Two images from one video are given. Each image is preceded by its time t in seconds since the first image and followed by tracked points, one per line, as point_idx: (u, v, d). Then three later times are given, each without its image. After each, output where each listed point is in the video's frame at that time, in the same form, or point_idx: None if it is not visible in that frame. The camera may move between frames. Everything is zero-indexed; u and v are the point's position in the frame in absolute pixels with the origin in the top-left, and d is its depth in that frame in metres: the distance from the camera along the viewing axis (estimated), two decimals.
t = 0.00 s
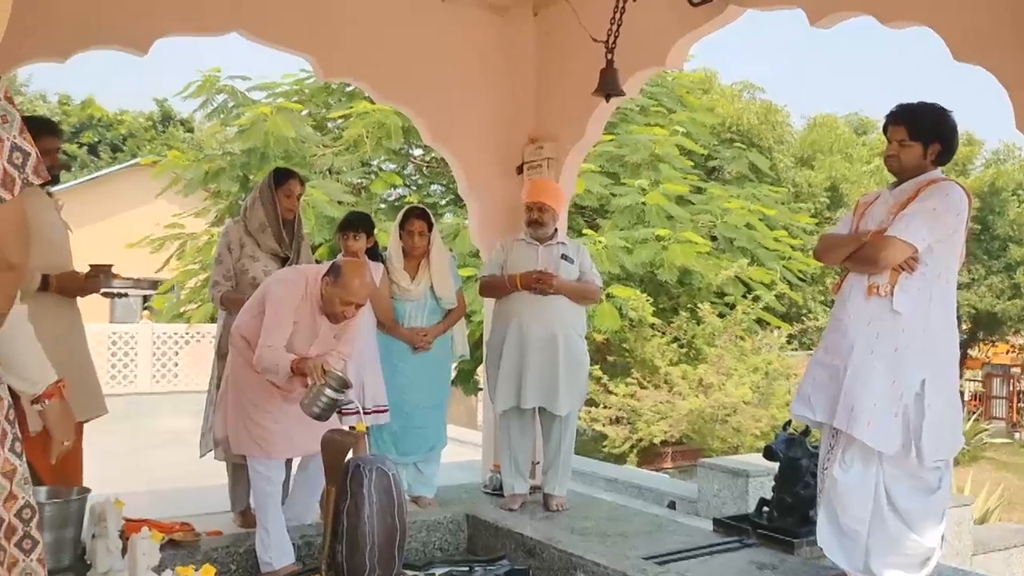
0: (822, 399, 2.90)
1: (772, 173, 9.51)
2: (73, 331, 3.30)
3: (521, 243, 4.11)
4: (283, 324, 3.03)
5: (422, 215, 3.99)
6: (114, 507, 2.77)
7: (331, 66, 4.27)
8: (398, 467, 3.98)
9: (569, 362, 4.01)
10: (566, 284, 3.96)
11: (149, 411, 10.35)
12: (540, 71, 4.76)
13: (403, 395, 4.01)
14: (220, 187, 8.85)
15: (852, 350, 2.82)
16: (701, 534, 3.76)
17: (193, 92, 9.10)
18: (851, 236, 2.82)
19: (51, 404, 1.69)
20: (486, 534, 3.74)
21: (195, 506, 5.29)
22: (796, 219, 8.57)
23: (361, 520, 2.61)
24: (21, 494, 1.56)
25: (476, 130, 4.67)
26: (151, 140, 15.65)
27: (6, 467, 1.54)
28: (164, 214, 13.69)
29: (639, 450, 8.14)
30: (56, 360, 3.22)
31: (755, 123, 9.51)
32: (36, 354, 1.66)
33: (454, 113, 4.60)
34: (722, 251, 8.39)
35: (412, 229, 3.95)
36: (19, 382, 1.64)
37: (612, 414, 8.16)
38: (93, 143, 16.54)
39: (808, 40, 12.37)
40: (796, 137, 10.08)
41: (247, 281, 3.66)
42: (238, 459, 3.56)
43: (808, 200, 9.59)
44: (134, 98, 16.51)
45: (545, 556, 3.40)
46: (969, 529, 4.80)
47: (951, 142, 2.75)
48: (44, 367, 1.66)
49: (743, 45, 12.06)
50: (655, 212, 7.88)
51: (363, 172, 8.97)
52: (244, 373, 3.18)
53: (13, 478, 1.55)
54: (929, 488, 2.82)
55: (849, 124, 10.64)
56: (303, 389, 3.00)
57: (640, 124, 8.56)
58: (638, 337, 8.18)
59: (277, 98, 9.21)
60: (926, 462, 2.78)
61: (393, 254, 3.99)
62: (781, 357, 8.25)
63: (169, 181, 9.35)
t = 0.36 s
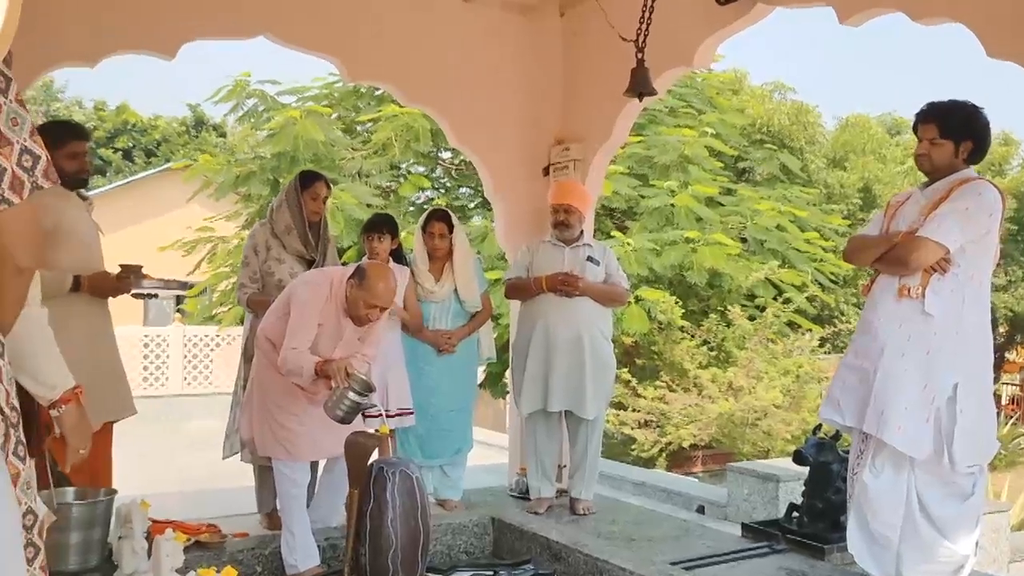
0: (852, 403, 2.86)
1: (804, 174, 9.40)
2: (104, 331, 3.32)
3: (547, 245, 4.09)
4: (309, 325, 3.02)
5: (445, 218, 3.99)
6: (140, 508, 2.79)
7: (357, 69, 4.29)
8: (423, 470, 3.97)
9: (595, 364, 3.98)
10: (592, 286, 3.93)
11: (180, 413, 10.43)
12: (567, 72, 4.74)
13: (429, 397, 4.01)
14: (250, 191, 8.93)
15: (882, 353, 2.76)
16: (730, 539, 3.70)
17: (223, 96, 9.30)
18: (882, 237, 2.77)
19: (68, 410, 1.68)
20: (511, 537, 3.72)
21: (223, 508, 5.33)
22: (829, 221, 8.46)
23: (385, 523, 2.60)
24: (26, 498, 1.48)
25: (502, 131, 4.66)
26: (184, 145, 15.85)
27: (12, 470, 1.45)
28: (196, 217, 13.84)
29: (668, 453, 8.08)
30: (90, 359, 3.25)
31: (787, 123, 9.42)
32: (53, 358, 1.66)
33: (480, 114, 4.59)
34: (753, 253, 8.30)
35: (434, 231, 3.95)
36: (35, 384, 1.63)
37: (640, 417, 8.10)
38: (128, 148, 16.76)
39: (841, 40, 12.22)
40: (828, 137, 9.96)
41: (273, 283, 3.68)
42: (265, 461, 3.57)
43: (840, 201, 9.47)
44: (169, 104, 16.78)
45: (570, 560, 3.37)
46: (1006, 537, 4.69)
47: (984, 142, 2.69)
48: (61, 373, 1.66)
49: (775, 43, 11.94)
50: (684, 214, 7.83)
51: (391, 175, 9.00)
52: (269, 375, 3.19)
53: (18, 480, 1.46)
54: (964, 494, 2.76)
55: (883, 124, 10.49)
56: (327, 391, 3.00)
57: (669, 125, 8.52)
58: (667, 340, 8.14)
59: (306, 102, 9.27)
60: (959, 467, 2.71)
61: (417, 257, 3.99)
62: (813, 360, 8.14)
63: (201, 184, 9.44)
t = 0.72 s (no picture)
0: (867, 404, 2.80)
1: (822, 172, 9.31)
2: (113, 324, 3.30)
3: (560, 241, 4.06)
4: (317, 321, 3.00)
5: (455, 213, 3.96)
6: (146, 503, 2.77)
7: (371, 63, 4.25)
8: (433, 467, 3.94)
9: (608, 362, 3.94)
10: (604, 283, 3.89)
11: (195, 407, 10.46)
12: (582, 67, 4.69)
13: (440, 394, 3.98)
14: (266, 186, 8.95)
15: (899, 353, 2.71)
16: (743, 540, 3.65)
17: (240, 91, 9.21)
18: (900, 235, 2.71)
19: (68, 404, 1.68)
20: (521, 536, 3.68)
21: (235, 502, 5.33)
22: (847, 219, 8.37)
23: (392, 519, 2.57)
24: (20, 491, 1.48)
25: (515, 127, 4.62)
26: (202, 140, 15.92)
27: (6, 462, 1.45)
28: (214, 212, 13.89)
29: (682, 452, 8.02)
30: (99, 352, 3.23)
31: (806, 120, 9.33)
32: (52, 349, 1.64)
33: (494, 109, 4.56)
34: (770, 251, 8.23)
35: (444, 226, 3.93)
36: (33, 377, 1.62)
37: (655, 416, 8.05)
38: (147, 143, 16.85)
39: (863, 36, 12.09)
40: (848, 135, 9.86)
41: (284, 278, 3.66)
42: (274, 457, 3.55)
43: (860, 199, 9.37)
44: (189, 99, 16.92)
45: (580, 559, 3.33)
46: None
47: (1004, 138, 2.64)
48: (61, 366, 1.66)
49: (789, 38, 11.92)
50: (700, 210, 7.77)
51: (407, 171, 8.99)
52: (278, 370, 3.17)
53: (13, 473, 1.46)
54: (981, 497, 2.71)
55: (903, 122, 10.37)
56: (336, 387, 2.97)
57: (686, 121, 8.47)
58: (682, 338, 8.08)
59: (323, 97, 9.26)
60: (978, 470, 2.66)
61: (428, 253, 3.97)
62: (830, 359, 8.05)
63: (217, 179, 9.48)
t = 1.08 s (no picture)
0: (907, 403, 2.73)
1: (861, 168, 9.15)
2: (145, 320, 3.28)
3: (590, 237, 4.01)
4: (344, 314, 2.98)
5: (486, 208, 3.92)
6: (173, 496, 2.76)
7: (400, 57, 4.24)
8: (462, 464, 3.91)
9: (639, 359, 3.88)
10: (635, 278, 3.84)
11: (230, 402, 10.53)
12: (615, 60, 4.62)
13: (469, 390, 3.95)
14: (299, 183, 9.01)
15: (939, 350, 2.63)
16: (777, 542, 3.57)
17: (274, 89, 9.32)
18: (940, 230, 2.65)
19: (88, 397, 1.61)
20: (550, 534, 3.62)
21: (266, 497, 5.34)
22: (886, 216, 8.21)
23: (417, 516, 2.54)
24: (37, 488, 1.45)
25: (546, 121, 4.57)
26: (239, 138, 16.06)
27: (21, 458, 1.43)
28: (249, 209, 14.00)
29: (716, 451, 7.92)
30: (131, 347, 3.21)
31: (844, 115, 9.18)
32: (74, 342, 1.59)
33: (524, 104, 4.52)
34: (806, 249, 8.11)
35: (476, 221, 3.89)
36: (53, 368, 1.56)
37: (688, 415, 7.96)
38: (185, 141, 17.03)
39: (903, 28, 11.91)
40: (888, 130, 9.68)
41: (312, 273, 3.64)
42: (302, 452, 3.53)
43: (899, 195, 9.20)
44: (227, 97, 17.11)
45: (610, 559, 3.28)
46: None
47: None
48: (83, 359, 1.60)
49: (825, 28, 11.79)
50: (735, 206, 7.68)
51: (439, 168, 8.98)
52: (305, 365, 3.16)
53: (29, 469, 1.44)
54: None
55: (945, 117, 10.15)
56: (362, 381, 2.95)
57: (721, 117, 8.37)
58: (716, 336, 7.98)
59: (356, 94, 9.28)
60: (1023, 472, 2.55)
61: (458, 248, 3.94)
62: (868, 358, 7.91)
63: (252, 176, 9.54)
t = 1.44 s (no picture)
0: (978, 397, 2.60)
1: (926, 154, 8.88)
2: (200, 307, 3.28)
3: (646, 225, 3.92)
4: (394, 302, 2.95)
5: (541, 195, 3.86)
6: (225, 485, 2.78)
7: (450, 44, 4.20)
8: (514, 455, 3.87)
9: (695, 349, 3.79)
10: (692, 267, 3.75)
11: (287, 391, 10.66)
12: (670, 43, 4.48)
13: (522, 381, 3.90)
14: (354, 174, 9.07)
15: (1015, 341, 2.50)
16: (838, 538, 3.46)
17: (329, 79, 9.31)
18: (1015, 214, 2.52)
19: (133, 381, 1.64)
20: (603, 528, 3.55)
21: (321, 486, 5.38)
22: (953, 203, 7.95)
23: (467, 508, 2.51)
24: (82, 477, 1.43)
25: (601, 108, 4.49)
26: (296, 131, 16.23)
27: (65, 446, 1.42)
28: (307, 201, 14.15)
29: (774, 444, 7.77)
30: (187, 336, 3.22)
31: (909, 101, 8.90)
32: (120, 329, 1.60)
33: (579, 91, 4.45)
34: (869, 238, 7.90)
35: (530, 209, 3.83)
36: (99, 353, 1.58)
37: (745, 407, 7.82)
38: (245, 134, 17.29)
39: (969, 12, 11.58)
40: (955, 115, 9.37)
41: (364, 262, 3.63)
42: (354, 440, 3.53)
43: (967, 182, 8.91)
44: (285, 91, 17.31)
45: (664, 553, 3.20)
46: None
47: None
48: (127, 345, 1.61)
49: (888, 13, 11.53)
50: (794, 194, 7.49)
51: (493, 158, 8.95)
52: (357, 353, 3.14)
53: (73, 458, 1.43)
54: None
55: (1016, 101, 9.80)
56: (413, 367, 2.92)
57: (781, 103, 8.19)
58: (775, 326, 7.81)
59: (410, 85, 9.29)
60: None
61: (511, 236, 3.89)
62: (933, 350, 7.68)
63: (308, 167, 9.61)
